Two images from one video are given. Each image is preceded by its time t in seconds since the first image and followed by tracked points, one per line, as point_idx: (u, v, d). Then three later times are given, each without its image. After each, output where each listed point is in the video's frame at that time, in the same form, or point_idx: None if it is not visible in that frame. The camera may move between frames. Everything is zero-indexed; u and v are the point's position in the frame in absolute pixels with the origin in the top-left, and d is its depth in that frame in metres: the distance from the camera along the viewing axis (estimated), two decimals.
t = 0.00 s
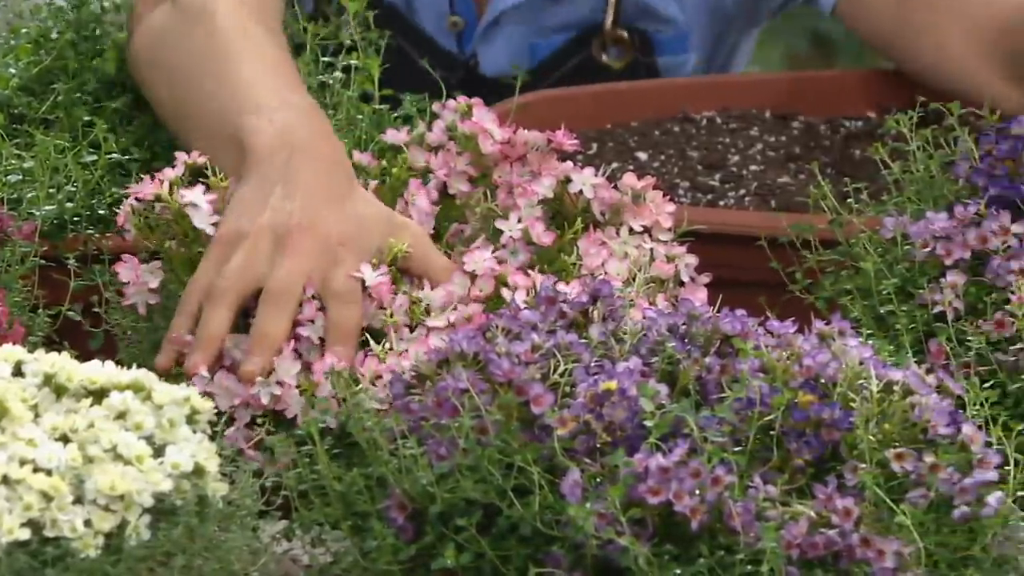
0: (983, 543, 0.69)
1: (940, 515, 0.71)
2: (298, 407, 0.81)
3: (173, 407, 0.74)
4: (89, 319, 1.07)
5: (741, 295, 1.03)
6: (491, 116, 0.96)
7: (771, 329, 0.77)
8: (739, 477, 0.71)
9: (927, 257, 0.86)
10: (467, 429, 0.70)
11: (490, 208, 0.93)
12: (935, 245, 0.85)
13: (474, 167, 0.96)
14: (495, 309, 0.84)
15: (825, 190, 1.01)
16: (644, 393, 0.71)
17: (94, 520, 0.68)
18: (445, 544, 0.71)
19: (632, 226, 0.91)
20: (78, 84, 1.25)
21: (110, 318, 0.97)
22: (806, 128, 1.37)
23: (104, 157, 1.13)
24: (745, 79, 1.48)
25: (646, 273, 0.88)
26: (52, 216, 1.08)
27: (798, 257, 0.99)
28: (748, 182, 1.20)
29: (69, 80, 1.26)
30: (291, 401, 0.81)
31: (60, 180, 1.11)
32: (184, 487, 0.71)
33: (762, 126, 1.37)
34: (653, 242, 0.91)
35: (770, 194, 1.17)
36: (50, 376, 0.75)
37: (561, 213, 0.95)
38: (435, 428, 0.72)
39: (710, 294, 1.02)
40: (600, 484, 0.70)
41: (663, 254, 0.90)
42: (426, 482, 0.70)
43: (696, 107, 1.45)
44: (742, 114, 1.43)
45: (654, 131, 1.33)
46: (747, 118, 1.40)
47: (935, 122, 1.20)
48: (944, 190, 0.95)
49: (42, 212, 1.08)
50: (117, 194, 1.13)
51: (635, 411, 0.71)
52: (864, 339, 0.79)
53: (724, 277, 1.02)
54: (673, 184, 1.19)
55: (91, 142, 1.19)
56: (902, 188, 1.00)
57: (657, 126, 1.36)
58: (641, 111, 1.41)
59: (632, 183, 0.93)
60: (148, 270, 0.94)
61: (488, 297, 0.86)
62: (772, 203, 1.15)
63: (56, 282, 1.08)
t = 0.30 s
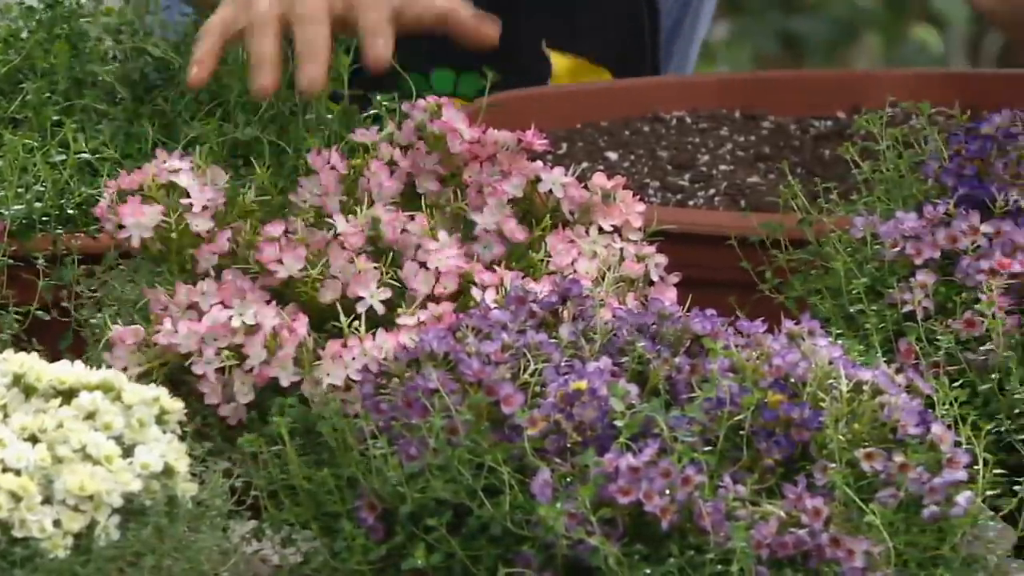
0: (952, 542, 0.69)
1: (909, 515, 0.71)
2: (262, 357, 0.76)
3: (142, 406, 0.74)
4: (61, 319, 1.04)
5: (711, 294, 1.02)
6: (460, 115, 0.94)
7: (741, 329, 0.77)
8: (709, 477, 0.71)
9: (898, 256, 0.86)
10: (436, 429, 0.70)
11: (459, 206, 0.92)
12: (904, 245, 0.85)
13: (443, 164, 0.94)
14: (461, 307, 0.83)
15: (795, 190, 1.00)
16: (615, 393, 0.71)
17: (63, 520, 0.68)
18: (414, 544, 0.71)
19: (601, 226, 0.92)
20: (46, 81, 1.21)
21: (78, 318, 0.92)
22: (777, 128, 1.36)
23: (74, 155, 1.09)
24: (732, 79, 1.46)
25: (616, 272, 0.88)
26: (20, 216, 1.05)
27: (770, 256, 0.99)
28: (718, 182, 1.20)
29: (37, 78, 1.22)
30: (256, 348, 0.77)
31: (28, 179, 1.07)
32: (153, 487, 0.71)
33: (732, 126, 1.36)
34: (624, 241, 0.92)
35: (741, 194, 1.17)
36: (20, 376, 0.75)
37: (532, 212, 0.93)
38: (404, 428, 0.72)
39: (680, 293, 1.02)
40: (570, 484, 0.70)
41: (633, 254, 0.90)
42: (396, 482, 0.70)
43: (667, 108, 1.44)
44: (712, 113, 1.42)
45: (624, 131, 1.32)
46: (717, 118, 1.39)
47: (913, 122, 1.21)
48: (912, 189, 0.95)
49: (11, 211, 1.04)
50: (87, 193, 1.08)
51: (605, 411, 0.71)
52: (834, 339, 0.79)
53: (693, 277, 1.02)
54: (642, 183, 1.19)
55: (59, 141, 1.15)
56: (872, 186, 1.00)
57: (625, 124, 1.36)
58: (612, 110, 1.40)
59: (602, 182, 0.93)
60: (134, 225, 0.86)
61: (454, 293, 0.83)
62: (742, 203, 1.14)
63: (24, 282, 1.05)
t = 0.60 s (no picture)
0: (923, 542, 0.69)
1: (880, 515, 0.71)
2: (232, 355, 0.76)
3: (113, 407, 0.74)
4: (29, 319, 1.04)
5: (683, 294, 1.03)
6: (438, 119, 0.97)
7: (713, 329, 0.77)
8: (680, 477, 0.71)
9: (870, 256, 0.87)
10: (408, 429, 0.70)
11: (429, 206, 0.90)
12: (877, 243, 0.86)
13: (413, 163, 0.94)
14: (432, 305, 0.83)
15: (765, 189, 1.01)
16: (585, 393, 0.71)
17: (33, 521, 0.67)
18: (386, 544, 0.71)
19: (573, 226, 0.92)
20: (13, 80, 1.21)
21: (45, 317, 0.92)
22: (747, 128, 1.36)
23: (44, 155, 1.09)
24: (701, 79, 1.46)
25: (589, 273, 0.88)
26: None
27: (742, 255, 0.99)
28: (689, 181, 1.20)
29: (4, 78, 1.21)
30: (226, 345, 0.76)
31: None
32: (124, 488, 0.71)
33: (703, 126, 1.36)
34: (595, 241, 0.92)
35: (711, 194, 1.17)
36: None
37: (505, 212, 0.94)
38: (375, 428, 0.72)
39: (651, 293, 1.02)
40: (541, 484, 0.70)
41: (604, 254, 0.90)
42: (367, 482, 0.70)
43: (639, 108, 1.44)
44: (683, 113, 1.42)
45: (594, 131, 1.33)
46: (689, 118, 1.39)
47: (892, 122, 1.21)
48: (882, 190, 0.96)
49: None
50: (56, 193, 1.09)
51: (577, 411, 0.71)
52: (805, 340, 0.79)
53: (665, 276, 1.02)
54: (613, 183, 1.20)
55: (27, 140, 1.14)
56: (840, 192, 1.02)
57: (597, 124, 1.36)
58: (581, 111, 1.41)
59: (574, 182, 0.93)
60: (102, 223, 0.87)
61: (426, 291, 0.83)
62: (713, 203, 1.14)
63: None
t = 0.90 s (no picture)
0: (894, 541, 0.70)
1: (851, 514, 0.71)
2: (204, 352, 0.76)
3: (82, 407, 0.74)
4: None
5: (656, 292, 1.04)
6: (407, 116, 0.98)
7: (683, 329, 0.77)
8: (652, 477, 0.71)
9: (841, 257, 0.86)
10: (379, 429, 0.70)
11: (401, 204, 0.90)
12: (846, 244, 0.85)
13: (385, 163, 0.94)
14: (403, 305, 0.83)
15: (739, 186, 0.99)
16: (557, 393, 0.71)
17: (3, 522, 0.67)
18: (357, 544, 0.71)
19: (544, 225, 0.91)
20: None
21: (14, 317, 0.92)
22: (718, 128, 1.36)
23: (11, 156, 1.10)
24: (671, 78, 1.46)
25: (557, 274, 0.88)
26: None
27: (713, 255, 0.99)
28: (659, 181, 1.20)
29: None
30: (197, 342, 0.76)
31: None
32: (94, 488, 0.71)
33: (673, 126, 1.37)
34: (566, 241, 0.91)
35: (682, 193, 1.18)
36: None
37: (475, 213, 0.93)
38: (346, 428, 0.72)
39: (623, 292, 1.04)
40: (512, 484, 0.70)
41: (575, 253, 0.90)
42: (338, 482, 0.70)
43: (610, 108, 1.44)
44: (654, 113, 1.42)
45: (566, 131, 1.34)
46: (659, 117, 1.40)
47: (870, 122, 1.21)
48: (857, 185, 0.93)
49: None
50: (25, 193, 1.09)
51: (548, 411, 0.71)
52: (776, 339, 0.79)
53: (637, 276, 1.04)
54: (584, 183, 1.20)
55: None
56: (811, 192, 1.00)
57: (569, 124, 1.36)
58: (552, 111, 1.41)
59: (545, 181, 0.92)
60: (78, 221, 0.86)
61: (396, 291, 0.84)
62: (683, 203, 1.15)
63: None
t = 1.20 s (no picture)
0: (863, 541, 0.70)
1: (820, 514, 0.71)
2: (178, 382, 0.76)
3: (51, 407, 0.74)
4: None
5: (624, 294, 1.03)
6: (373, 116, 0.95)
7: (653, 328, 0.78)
8: (621, 477, 0.71)
9: (810, 256, 0.86)
10: (349, 429, 0.70)
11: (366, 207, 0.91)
12: (815, 243, 0.85)
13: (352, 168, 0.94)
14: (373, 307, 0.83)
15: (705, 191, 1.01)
16: (526, 392, 0.71)
17: None
18: (327, 544, 0.71)
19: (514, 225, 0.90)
20: None
21: None
22: (687, 128, 1.37)
23: None
24: (637, 79, 1.45)
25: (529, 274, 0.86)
26: None
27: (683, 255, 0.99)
28: (629, 181, 1.21)
29: None
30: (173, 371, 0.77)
31: None
32: (63, 488, 0.71)
33: (643, 126, 1.37)
34: (536, 241, 0.90)
35: (652, 194, 1.18)
36: None
37: (444, 211, 0.93)
38: (316, 428, 0.72)
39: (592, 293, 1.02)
40: (482, 484, 0.70)
41: (547, 253, 0.88)
42: (309, 482, 0.70)
43: (580, 109, 1.44)
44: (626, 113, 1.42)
45: (536, 130, 1.33)
46: (630, 118, 1.40)
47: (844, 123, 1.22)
48: (822, 187, 0.95)
49: None
50: None
51: (518, 411, 0.71)
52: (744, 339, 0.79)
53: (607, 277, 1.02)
54: (553, 183, 1.20)
55: None
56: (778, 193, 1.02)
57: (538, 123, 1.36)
58: (526, 111, 1.40)
59: (514, 181, 0.92)
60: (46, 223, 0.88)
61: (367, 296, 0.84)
62: (653, 203, 1.15)
63: None
